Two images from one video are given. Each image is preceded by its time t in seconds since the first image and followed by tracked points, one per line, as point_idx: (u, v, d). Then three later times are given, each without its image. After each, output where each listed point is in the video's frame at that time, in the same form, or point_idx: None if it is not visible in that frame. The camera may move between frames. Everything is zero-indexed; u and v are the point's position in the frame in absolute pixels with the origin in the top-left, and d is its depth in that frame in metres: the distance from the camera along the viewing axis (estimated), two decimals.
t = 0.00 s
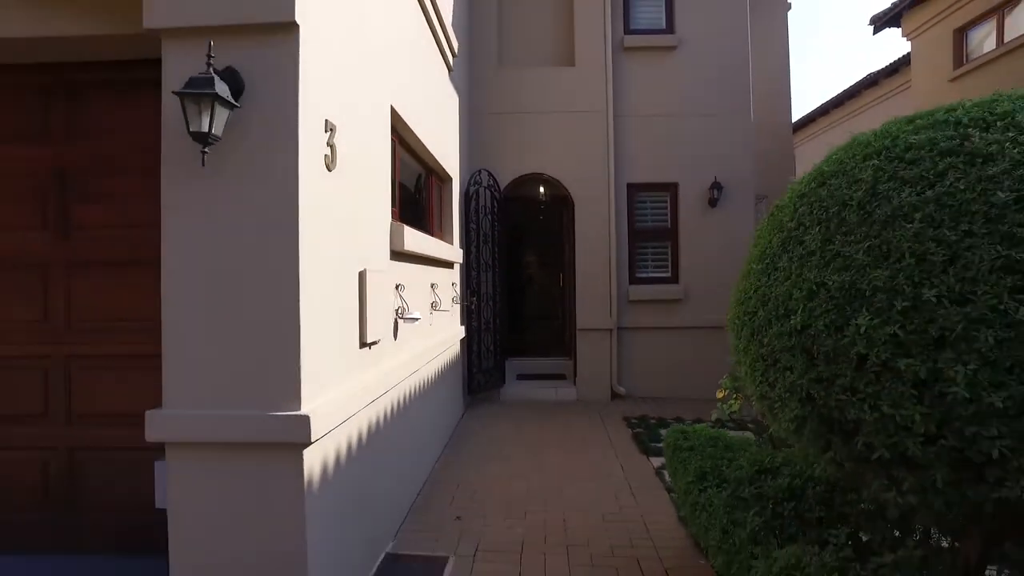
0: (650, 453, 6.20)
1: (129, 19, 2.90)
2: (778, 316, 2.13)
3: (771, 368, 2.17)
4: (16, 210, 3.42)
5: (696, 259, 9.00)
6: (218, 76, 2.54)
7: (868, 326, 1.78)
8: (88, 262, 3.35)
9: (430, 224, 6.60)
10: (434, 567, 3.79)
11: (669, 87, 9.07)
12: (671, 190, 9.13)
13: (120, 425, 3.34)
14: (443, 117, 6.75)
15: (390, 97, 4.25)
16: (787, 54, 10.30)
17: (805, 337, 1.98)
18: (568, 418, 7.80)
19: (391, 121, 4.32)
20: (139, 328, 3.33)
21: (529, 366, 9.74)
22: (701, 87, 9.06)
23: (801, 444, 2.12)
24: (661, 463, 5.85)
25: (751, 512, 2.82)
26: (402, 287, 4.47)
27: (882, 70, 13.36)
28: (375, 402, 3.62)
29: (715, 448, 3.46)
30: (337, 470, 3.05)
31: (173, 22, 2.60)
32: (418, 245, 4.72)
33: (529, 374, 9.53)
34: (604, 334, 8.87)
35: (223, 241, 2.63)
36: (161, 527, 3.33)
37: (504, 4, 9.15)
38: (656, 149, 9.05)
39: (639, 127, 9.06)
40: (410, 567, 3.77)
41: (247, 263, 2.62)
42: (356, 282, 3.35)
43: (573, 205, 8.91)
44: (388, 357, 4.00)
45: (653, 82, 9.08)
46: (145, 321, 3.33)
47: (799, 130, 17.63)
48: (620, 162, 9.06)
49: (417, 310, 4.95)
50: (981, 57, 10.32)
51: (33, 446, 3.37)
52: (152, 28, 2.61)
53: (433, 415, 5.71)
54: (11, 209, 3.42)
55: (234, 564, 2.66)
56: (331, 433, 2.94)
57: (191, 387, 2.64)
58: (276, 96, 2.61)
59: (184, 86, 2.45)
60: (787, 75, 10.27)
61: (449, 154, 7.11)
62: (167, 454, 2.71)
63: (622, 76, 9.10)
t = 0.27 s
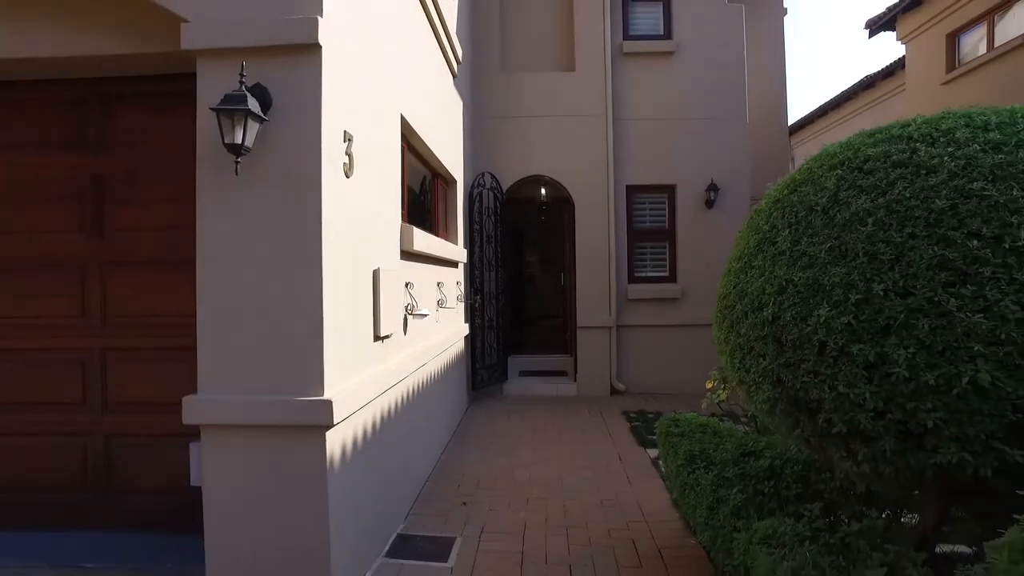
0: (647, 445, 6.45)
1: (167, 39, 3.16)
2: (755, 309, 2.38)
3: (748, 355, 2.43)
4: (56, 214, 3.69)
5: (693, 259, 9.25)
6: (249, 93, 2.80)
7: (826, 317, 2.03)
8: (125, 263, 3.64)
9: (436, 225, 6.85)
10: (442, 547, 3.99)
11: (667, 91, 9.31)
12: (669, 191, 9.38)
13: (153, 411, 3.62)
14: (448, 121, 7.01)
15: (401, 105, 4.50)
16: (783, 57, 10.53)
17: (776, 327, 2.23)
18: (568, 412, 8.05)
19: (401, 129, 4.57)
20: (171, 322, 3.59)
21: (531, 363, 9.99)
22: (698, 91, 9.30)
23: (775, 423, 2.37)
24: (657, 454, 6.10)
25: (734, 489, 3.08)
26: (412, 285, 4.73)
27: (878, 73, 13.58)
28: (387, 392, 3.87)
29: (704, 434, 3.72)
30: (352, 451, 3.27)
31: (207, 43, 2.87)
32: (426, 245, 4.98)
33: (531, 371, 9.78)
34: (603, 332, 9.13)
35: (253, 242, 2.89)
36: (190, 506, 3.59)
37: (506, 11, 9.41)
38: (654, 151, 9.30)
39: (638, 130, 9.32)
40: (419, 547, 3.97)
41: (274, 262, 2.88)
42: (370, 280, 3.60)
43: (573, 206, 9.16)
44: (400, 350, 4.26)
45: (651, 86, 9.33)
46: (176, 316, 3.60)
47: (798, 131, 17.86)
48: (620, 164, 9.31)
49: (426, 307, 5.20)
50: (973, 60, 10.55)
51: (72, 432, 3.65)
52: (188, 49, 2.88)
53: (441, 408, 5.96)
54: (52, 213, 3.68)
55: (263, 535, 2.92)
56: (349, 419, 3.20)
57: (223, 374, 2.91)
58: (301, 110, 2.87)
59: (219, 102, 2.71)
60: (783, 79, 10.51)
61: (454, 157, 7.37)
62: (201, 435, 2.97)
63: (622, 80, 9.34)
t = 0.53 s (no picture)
0: (645, 438, 6.69)
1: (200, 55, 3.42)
2: (738, 304, 2.62)
3: (732, 346, 2.67)
4: (88, 218, 3.93)
5: (691, 258, 9.48)
6: (276, 106, 3.05)
7: (797, 309, 2.27)
8: (154, 263, 3.88)
9: (442, 226, 7.09)
10: (451, 529, 4.22)
11: (666, 95, 9.56)
12: (668, 193, 9.62)
13: (181, 401, 3.86)
14: (454, 126, 7.25)
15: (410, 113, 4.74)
16: (779, 62, 10.77)
17: (755, 320, 2.47)
18: (570, 408, 8.29)
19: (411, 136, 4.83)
20: (199, 318, 3.85)
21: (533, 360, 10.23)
22: (697, 95, 9.54)
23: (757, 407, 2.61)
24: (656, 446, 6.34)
25: (723, 471, 3.32)
26: (421, 283, 4.97)
27: (875, 75, 13.80)
28: (399, 383, 4.12)
29: (697, 423, 3.96)
30: (367, 437, 3.50)
31: (237, 61, 3.12)
32: (434, 246, 5.22)
33: (534, 368, 10.02)
34: (604, 330, 9.37)
35: (278, 243, 3.13)
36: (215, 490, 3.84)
37: (509, 17, 9.66)
38: (653, 153, 9.54)
39: (638, 133, 9.56)
40: (429, 530, 4.18)
41: (297, 261, 3.12)
42: (384, 277, 3.85)
43: (575, 207, 9.41)
44: (410, 345, 4.50)
45: (651, 90, 9.57)
46: (203, 313, 3.84)
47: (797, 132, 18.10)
48: (620, 166, 9.55)
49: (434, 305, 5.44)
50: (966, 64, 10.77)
51: (104, 421, 3.89)
52: (219, 66, 3.14)
53: (448, 401, 6.20)
54: (85, 217, 3.93)
55: (287, 512, 3.17)
56: (366, 407, 3.44)
57: (251, 365, 3.16)
58: (324, 122, 3.12)
59: (249, 116, 2.97)
60: (780, 82, 10.74)
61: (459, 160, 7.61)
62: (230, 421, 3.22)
63: (622, 84, 9.58)
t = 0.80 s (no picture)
0: (644, 431, 6.96)
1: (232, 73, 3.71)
2: (723, 301, 2.89)
3: (718, 339, 2.93)
4: (120, 221, 4.20)
5: (689, 259, 9.75)
6: (302, 120, 3.33)
7: (774, 304, 2.54)
8: (183, 264, 4.15)
9: (448, 228, 7.36)
10: (460, 513, 4.49)
11: (664, 100, 9.82)
12: (666, 195, 9.89)
13: (208, 393, 4.14)
14: (460, 131, 7.52)
15: (420, 122, 5.01)
16: (775, 67, 11.03)
17: (738, 315, 2.75)
18: (571, 403, 8.57)
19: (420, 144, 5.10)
20: (225, 315, 4.12)
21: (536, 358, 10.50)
22: (694, 100, 9.81)
23: (740, 394, 2.88)
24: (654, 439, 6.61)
25: (712, 455, 3.60)
26: (430, 283, 5.24)
27: (871, 78, 14.04)
28: (412, 376, 4.39)
29: (690, 413, 4.23)
30: (384, 424, 3.77)
31: (266, 78, 3.40)
32: (443, 247, 5.49)
33: (536, 365, 10.29)
34: (603, 328, 9.64)
35: (303, 245, 3.40)
36: (240, 475, 4.11)
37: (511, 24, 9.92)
38: (652, 157, 9.81)
39: (637, 137, 9.82)
40: (439, 514, 4.44)
41: (320, 262, 3.40)
42: (398, 277, 4.13)
43: (575, 209, 9.68)
44: (421, 341, 4.77)
45: (649, 95, 9.84)
46: (229, 310, 4.12)
47: (796, 133, 18.36)
48: (620, 169, 9.82)
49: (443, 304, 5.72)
50: (957, 69, 11.01)
51: (137, 410, 4.18)
52: (249, 83, 3.41)
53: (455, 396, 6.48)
54: (117, 220, 4.20)
55: (311, 493, 3.44)
56: (383, 397, 3.71)
57: (278, 358, 3.43)
58: (345, 134, 3.39)
59: (278, 130, 3.25)
60: (777, 86, 11.00)
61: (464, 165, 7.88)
62: (258, 409, 3.50)
63: (621, 90, 9.86)
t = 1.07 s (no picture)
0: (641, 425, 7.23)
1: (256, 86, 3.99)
2: (709, 299, 3.17)
3: (704, 333, 3.20)
4: (149, 225, 4.49)
5: (685, 259, 10.03)
6: (322, 132, 3.60)
7: (753, 302, 2.81)
8: (207, 264, 4.43)
9: (452, 230, 7.63)
10: (466, 498, 4.77)
11: (661, 105, 10.10)
12: (663, 198, 10.17)
13: (231, 385, 4.42)
14: (464, 137, 7.79)
15: (428, 130, 5.29)
16: (770, 72, 11.31)
17: (721, 312, 3.02)
18: (570, 399, 8.85)
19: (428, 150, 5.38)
20: (247, 312, 4.40)
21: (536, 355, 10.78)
22: (690, 106, 10.08)
23: (725, 384, 3.15)
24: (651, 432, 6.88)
25: (701, 443, 3.88)
26: (437, 283, 5.51)
27: (866, 82, 14.31)
28: (421, 370, 4.67)
29: (682, 404, 4.52)
30: (396, 413, 4.05)
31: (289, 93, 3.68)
32: (449, 248, 5.77)
33: (537, 362, 10.57)
34: (602, 327, 9.92)
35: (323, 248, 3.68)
36: (262, 462, 4.39)
37: (513, 31, 10.21)
38: (650, 160, 10.09)
39: (635, 142, 10.10)
40: (446, 499, 4.72)
41: (339, 264, 3.68)
42: (408, 278, 4.40)
43: (575, 211, 9.96)
44: (429, 337, 5.05)
45: (647, 101, 10.11)
46: (251, 307, 4.40)
47: (793, 134, 18.64)
48: (619, 173, 10.09)
49: (448, 302, 5.99)
50: (947, 74, 11.27)
51: (164, 402, 4.46)
52: (273, 97, 3.69)
53: (460, 390, 6.76)
54: (146, 224, 4.49)
55: (331, 476, 3.72)
56: (395, 389, 3.99)
57: (299, 351, 3.71)
58: (362, 145, 3.67)
59: (301, 142, 3.53)
60: (772, 90, 11.27)
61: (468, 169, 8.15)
62: (281, 399, 3.78)
63: (620, 96, 10.13)
